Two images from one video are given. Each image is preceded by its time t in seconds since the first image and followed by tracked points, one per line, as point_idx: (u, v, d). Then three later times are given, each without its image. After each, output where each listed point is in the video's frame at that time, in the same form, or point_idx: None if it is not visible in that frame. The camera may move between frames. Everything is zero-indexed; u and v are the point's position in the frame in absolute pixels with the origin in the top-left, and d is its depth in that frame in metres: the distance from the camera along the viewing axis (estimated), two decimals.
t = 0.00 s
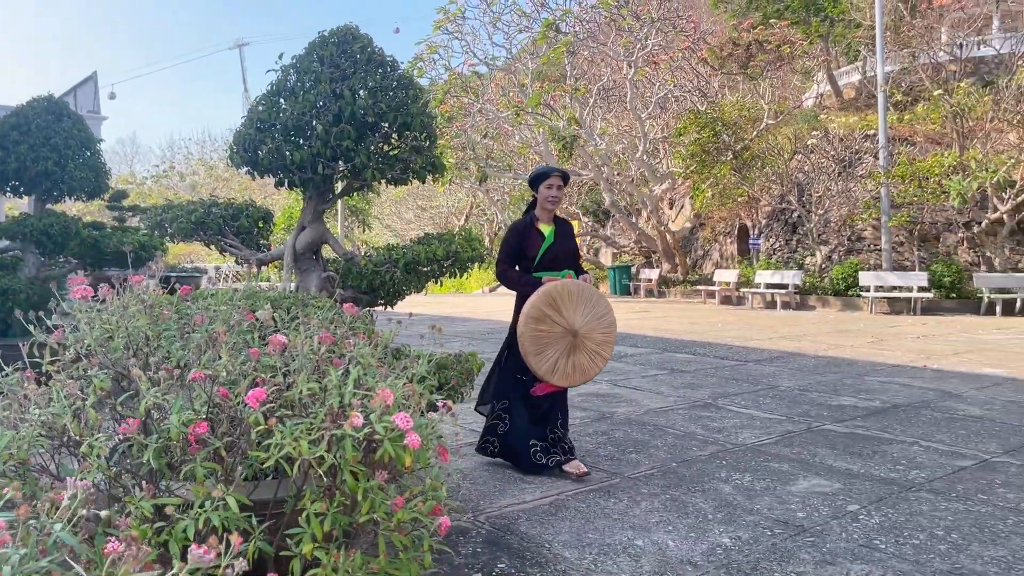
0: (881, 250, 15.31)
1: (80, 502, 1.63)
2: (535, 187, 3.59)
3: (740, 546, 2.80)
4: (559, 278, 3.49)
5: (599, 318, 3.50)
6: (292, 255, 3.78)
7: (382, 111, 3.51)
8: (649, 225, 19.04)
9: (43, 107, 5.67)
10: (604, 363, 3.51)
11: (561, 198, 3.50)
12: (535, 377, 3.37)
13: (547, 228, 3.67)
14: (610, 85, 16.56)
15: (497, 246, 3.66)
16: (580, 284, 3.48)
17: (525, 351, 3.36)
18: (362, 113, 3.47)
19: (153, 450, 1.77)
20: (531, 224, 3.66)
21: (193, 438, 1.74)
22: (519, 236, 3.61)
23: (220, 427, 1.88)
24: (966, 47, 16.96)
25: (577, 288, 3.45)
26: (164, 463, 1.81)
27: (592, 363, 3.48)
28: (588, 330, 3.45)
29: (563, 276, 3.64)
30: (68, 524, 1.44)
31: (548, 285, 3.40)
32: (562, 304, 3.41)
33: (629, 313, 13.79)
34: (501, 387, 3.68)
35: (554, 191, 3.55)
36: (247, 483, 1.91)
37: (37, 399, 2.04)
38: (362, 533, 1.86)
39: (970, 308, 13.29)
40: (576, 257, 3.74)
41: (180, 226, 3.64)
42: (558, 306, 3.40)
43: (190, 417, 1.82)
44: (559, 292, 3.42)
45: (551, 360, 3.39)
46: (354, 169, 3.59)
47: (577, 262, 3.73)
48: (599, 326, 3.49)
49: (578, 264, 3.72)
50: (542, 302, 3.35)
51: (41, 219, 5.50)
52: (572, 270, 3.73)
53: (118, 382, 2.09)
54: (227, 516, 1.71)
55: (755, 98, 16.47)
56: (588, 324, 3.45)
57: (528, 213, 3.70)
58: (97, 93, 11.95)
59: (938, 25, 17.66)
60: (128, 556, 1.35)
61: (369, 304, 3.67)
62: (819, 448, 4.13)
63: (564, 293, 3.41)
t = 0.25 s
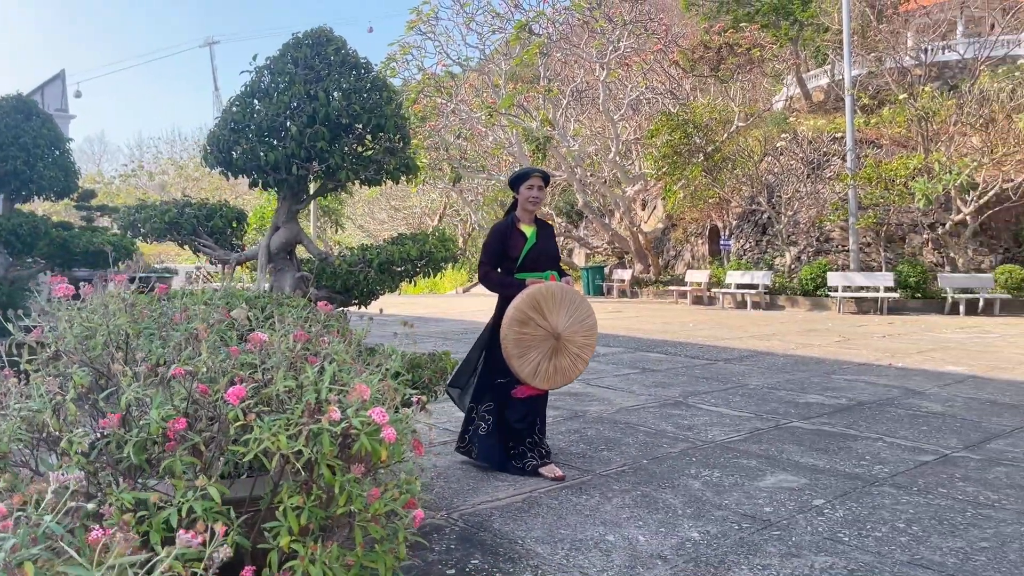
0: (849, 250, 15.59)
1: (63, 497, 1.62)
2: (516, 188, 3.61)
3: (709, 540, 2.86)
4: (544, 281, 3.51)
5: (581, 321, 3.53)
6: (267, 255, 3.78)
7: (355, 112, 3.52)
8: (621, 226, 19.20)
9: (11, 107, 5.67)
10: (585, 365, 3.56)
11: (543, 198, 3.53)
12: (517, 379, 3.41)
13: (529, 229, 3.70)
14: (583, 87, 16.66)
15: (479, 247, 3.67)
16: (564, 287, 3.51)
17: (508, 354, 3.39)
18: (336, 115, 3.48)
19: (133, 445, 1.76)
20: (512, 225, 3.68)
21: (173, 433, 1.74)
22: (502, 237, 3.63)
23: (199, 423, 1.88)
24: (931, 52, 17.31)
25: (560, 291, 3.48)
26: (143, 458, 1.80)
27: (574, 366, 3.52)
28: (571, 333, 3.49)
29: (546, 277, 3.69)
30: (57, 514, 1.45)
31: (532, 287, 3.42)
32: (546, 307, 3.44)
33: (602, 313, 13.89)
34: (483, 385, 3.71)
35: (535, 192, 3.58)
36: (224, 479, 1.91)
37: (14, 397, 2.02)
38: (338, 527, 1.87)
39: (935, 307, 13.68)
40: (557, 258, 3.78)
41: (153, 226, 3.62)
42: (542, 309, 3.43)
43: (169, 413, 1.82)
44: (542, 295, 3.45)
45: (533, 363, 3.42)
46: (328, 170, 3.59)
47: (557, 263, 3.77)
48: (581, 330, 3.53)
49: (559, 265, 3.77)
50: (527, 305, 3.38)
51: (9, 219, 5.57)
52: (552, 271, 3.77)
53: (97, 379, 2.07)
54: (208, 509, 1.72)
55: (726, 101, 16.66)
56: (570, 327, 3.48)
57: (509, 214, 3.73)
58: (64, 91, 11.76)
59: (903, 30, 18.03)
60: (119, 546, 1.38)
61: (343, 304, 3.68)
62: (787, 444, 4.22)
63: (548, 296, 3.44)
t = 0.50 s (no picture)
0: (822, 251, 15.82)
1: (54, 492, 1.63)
2: (502, 187, 3.65)
3: (682, 536, 2.92)
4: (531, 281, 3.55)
5: (566, 322, 3.59)
6: (246, 256, 3.79)
7: (334, 116, 3.54)
8: (599, 227, 19.32)
9: None
10: (567, 365, 3.62)
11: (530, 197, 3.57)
12: (503, 379, 3.44)
13: (516, 228, 3.74)
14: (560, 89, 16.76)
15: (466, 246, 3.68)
16: (551, 288, 3.56)
17: (495, 353, 3.42)
18: (315, 119, 3.50)
19: (118, 441, 1.77)
20: (499, 224, 3.70)
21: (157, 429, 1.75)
22: (489, 236, 3.65)
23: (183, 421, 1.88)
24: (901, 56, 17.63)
25: (548, 292, 3.53)
26: (128, 455, 1.81)
27: (557, 366, 3.58)
28: (556, 333, 3.54)
29: (533, 276, 3.74)
30: (52, 504, 1.47)
31: (521, 287, 3.46)
32: (534, 308, 3.48)
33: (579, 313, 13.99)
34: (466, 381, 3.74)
35: (521, 191, 3.63)
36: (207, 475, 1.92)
37: None
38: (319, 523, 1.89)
39: (905, 308, 13.86)
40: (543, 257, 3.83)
41: (132, 228, 3.61)
42: (530, 309, 3.47)
43: (154, 410, 1.83)
44: (530, 295, 3.49)
45: (519, 363, 3.46)
46: (307, 173, 3.61)
47: (544, 262, 3.82)
48: (565, 330, 3.59)
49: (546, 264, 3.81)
50: (515, 305, 3.42)
51: None
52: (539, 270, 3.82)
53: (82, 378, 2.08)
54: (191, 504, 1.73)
55: (701, 103, 16.84)
56: (556, 328, 3.53)
57: (495, 213, 3.75)
58: (36, 90, 11.62)
59: (875, 35, 18.33)
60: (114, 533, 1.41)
61: (323, 305, 3.70)
62: (759, 442, 4.30)
63: (536, 297, 3.48)
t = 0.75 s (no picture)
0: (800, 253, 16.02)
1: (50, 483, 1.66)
2: (493, 188, 3.66)
3: (661, 532, 2.99)
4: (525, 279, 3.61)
5: (558, 321, 3.66)
6: (231, 258, 3.82)
7: (319, 120, 3.57)
8: (581, 228, 19.43)
9: None
10: (558, 364, 3.67)
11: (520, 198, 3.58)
12: (493, 374, 3.49)
13: (506, 228, 3.75)
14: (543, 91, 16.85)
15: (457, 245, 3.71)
16: (545, 286, 3.62)
17: (487, 348, 3.47)
18: (300, 123, 3.53)
19: (110, 438, 1.79)
20: (489, 224, 3.72)
21: (149, 426, 1.78)
22: (480, 235, 3.67)
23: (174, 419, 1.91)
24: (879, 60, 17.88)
25: (541, 290, 3.59)
26: (118, 452, 1.83)
27: (548, 364, 3.63)
28: (548, 331, 3.59)
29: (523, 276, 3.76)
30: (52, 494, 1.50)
31: (515, 284, 3.52)
32: (527, 305, 3.54)
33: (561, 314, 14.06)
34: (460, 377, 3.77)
35: (512, 192, 3.64)
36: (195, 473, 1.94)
37: None
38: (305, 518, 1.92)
39: (883, 308, 14.02)
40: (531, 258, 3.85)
41: (117, 231, 3.62)
42: (522, 306, 3.53)
43: (145, 409, 1.85)
44: (524, 292, 3.55)
45: (511, 359, 3.51)
46: (291, 176, 3.63)
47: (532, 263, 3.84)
48: (557, 329, 3.64)
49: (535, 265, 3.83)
50: (509, 300, 3.48)
51: None
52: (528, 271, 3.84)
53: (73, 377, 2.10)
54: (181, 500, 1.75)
55: (682, 106, 16.98)
56: (548, 325, 3.59)
57: (486, 213, 3.77)
58: (14, 90, 11.51)
59: (853, 38, 18.55)
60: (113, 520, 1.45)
61: (307, 307, 3.73)
62: (737, 441, 4.38)
63: (529, 294, 3.54)
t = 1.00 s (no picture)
0: (785, 253, 16.15)
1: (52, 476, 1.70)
2: (487, 188, 3.67)
3: (645, 528, 3.04)
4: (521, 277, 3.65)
5: (553, 319, 3.70)
6: (220, 259, 3.85)
7: (308, 123, 3.60)
8: (567, 229, 19.50)
9: None
10: (554, 362, 3.70)
11: (515, 198, 3.60)
12: (493, 371, 3.50)
13: (500, 229, 3.77)
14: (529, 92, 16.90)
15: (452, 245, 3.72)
16: (540, 285, 3.66)
17: (486, 345, 3.49)
18: (289, 125, 3.56)
19: (109, 434, 1.82)
20: (484, 225, 3.73)
21: (147, 421, 1.80)
22: (474, 236, 3.69)
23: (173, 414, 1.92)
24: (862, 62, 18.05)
25: (537, 288, 3.63)
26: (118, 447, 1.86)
27: (545, 362, 3.66)
28: (544, 329, 3.63)
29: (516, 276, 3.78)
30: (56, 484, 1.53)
31: (512, 281, 3.56)
32: (524, 302, 3.58)
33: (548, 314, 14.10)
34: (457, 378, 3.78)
35: (507, 192, 3.65)
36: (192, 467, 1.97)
37: None
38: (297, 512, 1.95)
39: (866, 308, 14.18)
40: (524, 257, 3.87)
41: (108, 231, 3.65)
42: (520, 303, 3.57)
43: (143, 405, 1.87)
44: (520, 289, 3.59)
45: (509, 356, 3.53)
46: (280, 178, 3.66)
47: (525, 263, 3.86)
48: (553, 327, 3.69)
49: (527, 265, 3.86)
50: (507, 297, 3.51)
51: None
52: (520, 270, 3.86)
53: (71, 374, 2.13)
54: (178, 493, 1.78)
55: (668, 107, 17.07)
56: (545, 323, 3.63)
57: (479, 213, 3.78)
58: None
59: (836, 41, 18.72)
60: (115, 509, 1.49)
61: (296, 307, 3.76)
62: (721, 438, 4.45)
63: (526, 291, 3.58)
